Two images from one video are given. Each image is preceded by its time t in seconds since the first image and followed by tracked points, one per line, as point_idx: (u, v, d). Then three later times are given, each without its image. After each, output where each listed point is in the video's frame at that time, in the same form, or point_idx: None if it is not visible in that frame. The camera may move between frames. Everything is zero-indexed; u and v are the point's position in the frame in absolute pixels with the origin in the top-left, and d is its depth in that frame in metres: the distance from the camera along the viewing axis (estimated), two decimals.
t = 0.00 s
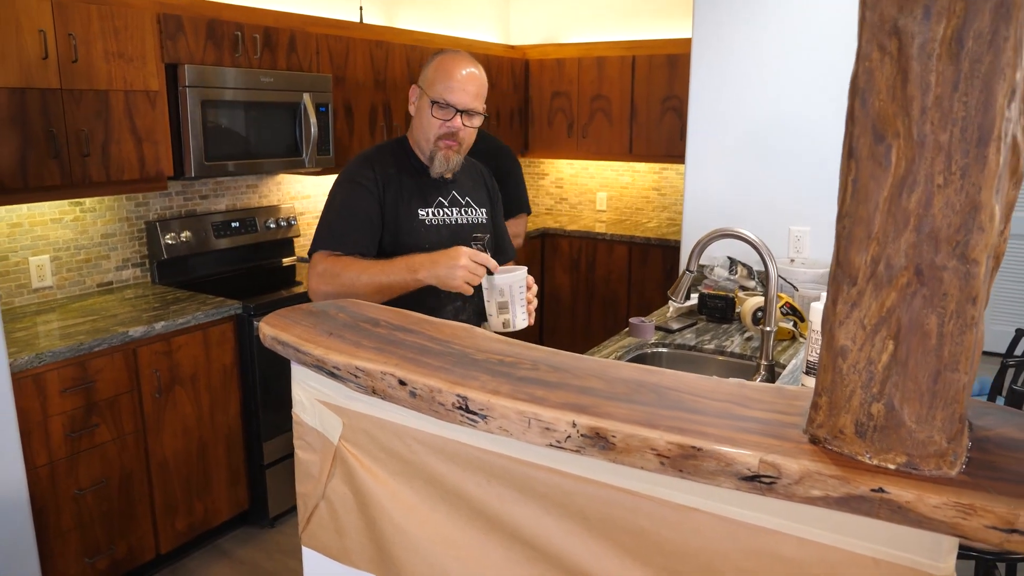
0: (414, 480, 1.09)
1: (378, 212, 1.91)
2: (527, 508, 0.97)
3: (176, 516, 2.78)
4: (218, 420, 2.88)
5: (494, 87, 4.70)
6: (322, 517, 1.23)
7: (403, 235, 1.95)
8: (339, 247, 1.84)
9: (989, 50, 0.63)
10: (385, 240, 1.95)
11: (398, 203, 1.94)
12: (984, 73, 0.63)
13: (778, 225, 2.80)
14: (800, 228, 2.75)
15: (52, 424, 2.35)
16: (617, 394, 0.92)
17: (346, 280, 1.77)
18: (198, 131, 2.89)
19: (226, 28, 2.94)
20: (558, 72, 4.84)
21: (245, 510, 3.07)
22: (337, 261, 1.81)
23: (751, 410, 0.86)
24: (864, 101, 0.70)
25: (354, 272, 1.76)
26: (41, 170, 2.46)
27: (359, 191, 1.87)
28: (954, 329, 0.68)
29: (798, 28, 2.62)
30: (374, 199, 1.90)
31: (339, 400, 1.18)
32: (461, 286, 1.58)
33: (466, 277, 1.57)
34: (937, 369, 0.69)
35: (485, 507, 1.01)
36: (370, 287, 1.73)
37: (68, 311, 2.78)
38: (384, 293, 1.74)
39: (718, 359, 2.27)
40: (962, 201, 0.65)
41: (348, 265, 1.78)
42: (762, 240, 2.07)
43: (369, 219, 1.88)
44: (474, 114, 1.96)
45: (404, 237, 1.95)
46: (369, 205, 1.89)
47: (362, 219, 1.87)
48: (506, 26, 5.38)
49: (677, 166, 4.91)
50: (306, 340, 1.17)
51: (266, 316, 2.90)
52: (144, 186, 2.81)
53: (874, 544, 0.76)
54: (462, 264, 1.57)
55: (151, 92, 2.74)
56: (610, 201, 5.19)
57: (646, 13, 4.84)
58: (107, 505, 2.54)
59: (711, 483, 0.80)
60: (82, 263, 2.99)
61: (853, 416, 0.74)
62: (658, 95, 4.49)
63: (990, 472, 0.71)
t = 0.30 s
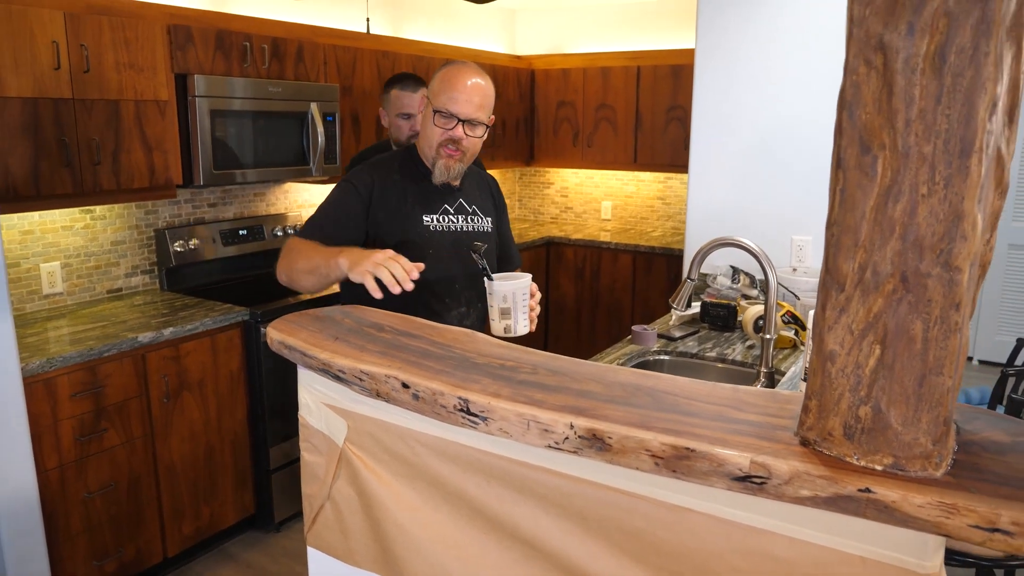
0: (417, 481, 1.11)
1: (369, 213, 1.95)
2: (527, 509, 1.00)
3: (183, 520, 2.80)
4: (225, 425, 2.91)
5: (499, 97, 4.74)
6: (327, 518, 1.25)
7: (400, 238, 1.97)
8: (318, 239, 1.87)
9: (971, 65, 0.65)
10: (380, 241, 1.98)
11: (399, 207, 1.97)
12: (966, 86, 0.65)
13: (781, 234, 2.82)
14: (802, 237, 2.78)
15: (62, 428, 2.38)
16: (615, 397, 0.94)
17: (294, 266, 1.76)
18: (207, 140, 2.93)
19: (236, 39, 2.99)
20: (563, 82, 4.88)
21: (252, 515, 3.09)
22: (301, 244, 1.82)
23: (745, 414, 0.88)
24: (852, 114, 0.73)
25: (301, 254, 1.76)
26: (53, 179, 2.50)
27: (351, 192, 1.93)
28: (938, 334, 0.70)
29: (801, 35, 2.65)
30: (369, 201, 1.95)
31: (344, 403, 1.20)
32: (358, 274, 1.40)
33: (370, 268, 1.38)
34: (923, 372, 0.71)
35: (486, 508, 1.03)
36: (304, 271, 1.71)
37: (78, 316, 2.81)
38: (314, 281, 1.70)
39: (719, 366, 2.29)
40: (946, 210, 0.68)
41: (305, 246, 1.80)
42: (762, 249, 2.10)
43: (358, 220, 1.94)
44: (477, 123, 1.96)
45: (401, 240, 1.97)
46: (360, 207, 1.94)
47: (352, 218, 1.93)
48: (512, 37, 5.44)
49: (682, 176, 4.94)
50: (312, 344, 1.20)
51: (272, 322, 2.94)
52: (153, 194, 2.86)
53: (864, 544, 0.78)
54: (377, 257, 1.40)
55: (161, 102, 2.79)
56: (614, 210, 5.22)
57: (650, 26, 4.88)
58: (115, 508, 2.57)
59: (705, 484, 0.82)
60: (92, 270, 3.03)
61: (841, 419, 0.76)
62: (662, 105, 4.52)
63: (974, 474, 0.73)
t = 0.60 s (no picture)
0: (426, 479, 1.13)
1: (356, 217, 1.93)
2: (534, 505, 1.01)
3: (193, 519, 2.83)
4: (235, 425, 2.94)
5: (507, 100, 4.77)
6: (337, 514, 1.27)
7: (391, 246, 1.96)
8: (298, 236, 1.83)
9: (969, 70, 0.67)
10: (368, 248, 1.96)
11: (390, 215, 1.96)
12: (964, 91, 0.67)
13: (788, 237, 2.83)
14: (809, 240, 2.79)
15: (76, 426, 2.41)
16: (621, 396, 0.96)
17: (258, 261, 1.68)
18: (218, 144, 2.97)
19: (247, 43, 3.03)
20: (571, 86, 4.90)
21: (261, 514, 3.12)
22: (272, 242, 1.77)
23: (749, 412, 0.90)
24: (853, 117, 0.74)
25: (266, 252, 1.70)
26: (67, 181, 2.54)
27: (338, 196, 1.91)
28: (937, 334, 0.71)
29: (809, 40, 2.66)
30: (358, 207, 1.93)
31: (355, 401, 1.23)
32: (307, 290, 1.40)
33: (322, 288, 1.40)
34: (923, 371, 0.72)
35: (494, 505, 1.05)
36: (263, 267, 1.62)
37: (91, 317, 2.85)
38: (273, 282, 1.61)
39: (726, 368, 2.30)
40: (945, 212, 0.69)
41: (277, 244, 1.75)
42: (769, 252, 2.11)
43: (344, 223, 1.91)
44: (471, 133, 1.91)
45: (392, 248, 1.96)
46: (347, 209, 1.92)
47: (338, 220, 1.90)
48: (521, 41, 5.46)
49: (690, 179, 4.95)
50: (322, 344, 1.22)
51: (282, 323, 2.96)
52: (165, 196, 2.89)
53: (867, 540, 0.80)
54: (334, 279, 1.44)
55: (174, 105, 2.82)
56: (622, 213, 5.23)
57: (658, 31, 4.90)
58: (127, 507, 2.60)
59: (709, 480, 0.83)
60: (105, 271, 3.06)
61: (843, 416, 0.78)
62: (670, 109, 4.54)
63: (975, 471, 0.74)
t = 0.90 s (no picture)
0: (437, 474, 1.14)
1: (327, 227, 1.83)
2: (544, 501, 1.02)
3: (204, 517, 2.85)
4: (246, 423, 2.96)
5: (518, 101, 4.78)
6: (348, 510, 1.28)
7: (370, 257, 1.86)
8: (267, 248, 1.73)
9: (980, 68, 0.67)
10: (342, 260, 1.86)
11: (365, 225, 1.86)
12: (975, 89, 0.67)
13: (798, 238, 2.83)
14: (819, 241, 2.79)
15: (89, 423, 2.44)
16: (631, 392, 0.96)
17: (240, 275, 1.63)
18: (231, 143, 2.99)
19: (260, 43, 3.05)
20: (582, 87, 4.91)
21: (272, 512, 3.14)
22: (243, 256, 1.69)
23: (759, 409, 0.90)
24: (863, 115, 0.74)
25: (245, 267, 1.64)
26: (81, 179, 2.57)
27: (312, 204, 1.81)
28: (948, 331, 0.71)
29: (821, 42, 2.65)
30: (330, 216, 1.84)
31: (366, 397, 1.24)
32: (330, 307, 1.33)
33: (342, 303, 1.34)
34: (933, 368, 0.73)
35: (504, 500, 1.06)
36: (251, 283, 1.59)
37: (104, 315, 2.88)
38: (261, 297, 1.59)
39: (735, 369, 2.30)
40: (955, 209, 0.69)
41: (249, 259, 1.68)
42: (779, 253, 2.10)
43: (317, 233, 1.80)
44: (451, 136, 1.84)
45: (369, 259, 1.86)
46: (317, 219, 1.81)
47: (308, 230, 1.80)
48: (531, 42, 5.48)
49: (700, 181, 4.94)
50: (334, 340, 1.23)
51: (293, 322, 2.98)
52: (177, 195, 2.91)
53: (876, 537, 0.80)
54: (350, 293, 1.39)
55: (187, 105, 2.85)
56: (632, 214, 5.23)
57: (669, 33, 4.90)
58: (138, 503, 2.62)
59: (718, 476, 0.84)
60: (118, 269, 3.09)
61: (853, 413, 0.78)
62: (680, 110, 4.54)
63: (985, 468, 0.74)
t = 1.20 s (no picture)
0: (448, 477, 1.14)
1: (328, 234, 1.70)
2: (556, 504, 1.02)
3: (218, 518, 2.87)
4: (260, 426, 2.98)
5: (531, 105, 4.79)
6: (361, 512, 1.29)
7: (369, 266, 1.76)
8: (273, 257, 1.59)
9: (993, 71, 0.67)
10: (344, 267, 1.74)
11: (363, 232, 1.75)
12: (988, 91, 0.67)
13: (812, 242, 2.81)
14: (833, 245, 2.78)
15: (105, 425, 2.46)
16: (643, 395, 0.96)
17: (252, 288, 1.47)
18: (246, 147, 3.02)
19: (274, 48, 3.08)
20: (595, 91, 4.91)
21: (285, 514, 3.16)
22: (245, 266, 1.54)
23: (771, 412, 0.90)
24: (876, 118, 0.74)
25: (256, 281, 1.48)
26: (98, 182, 2.60)
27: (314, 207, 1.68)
28: (961, 334, 0.71)
29: (834, 45, 2.64)
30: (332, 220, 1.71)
31: (379, 400, 1.24)
32: (370, 326, 1.24)
33: (383, 322, 1.25)
34: (946, 371, 0.72)
35: (516, 503, 1.06)
36: (267, 297, 1.43)
37: (120, 318, 2.91)
38: (278, 312, 1.42)
39: (749, 373, 2.29)
40: (968, 212, 0.69)
41: (254, 271, 1.52)
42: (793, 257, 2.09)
43: (320, 238, 1.68)
44: (449, 135, 1.77)
45: (370, 267, 1.76)
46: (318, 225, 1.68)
47: (312, 236, 1.67)
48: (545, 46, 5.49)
49: (713, 184, 4.93)
50: (347, 343, 1.24)
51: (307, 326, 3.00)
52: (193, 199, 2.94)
53: (888, 541, 0.79)
54: (386, 312, 1.30)
55: (202, 109, 2.88)
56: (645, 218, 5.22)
57: (682, 36, 4.89)
58: (153, 504, 2.64)
59: (730, 480, 0.84)
60: (134, 272, 3.13)
61: (865, 417, 0.78)
62: (693, 113, 4.53)
63: (999, 472, 0.74)
